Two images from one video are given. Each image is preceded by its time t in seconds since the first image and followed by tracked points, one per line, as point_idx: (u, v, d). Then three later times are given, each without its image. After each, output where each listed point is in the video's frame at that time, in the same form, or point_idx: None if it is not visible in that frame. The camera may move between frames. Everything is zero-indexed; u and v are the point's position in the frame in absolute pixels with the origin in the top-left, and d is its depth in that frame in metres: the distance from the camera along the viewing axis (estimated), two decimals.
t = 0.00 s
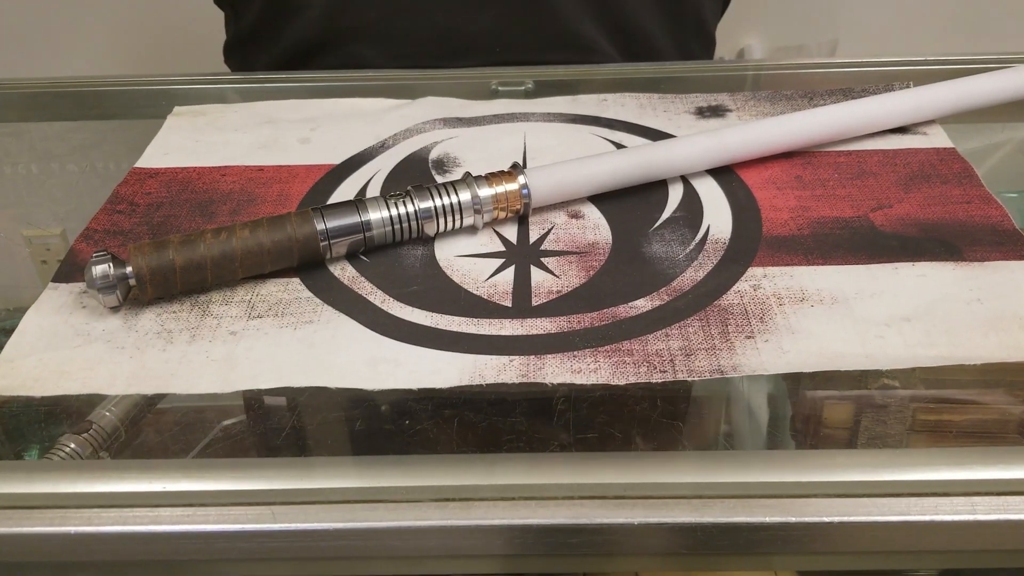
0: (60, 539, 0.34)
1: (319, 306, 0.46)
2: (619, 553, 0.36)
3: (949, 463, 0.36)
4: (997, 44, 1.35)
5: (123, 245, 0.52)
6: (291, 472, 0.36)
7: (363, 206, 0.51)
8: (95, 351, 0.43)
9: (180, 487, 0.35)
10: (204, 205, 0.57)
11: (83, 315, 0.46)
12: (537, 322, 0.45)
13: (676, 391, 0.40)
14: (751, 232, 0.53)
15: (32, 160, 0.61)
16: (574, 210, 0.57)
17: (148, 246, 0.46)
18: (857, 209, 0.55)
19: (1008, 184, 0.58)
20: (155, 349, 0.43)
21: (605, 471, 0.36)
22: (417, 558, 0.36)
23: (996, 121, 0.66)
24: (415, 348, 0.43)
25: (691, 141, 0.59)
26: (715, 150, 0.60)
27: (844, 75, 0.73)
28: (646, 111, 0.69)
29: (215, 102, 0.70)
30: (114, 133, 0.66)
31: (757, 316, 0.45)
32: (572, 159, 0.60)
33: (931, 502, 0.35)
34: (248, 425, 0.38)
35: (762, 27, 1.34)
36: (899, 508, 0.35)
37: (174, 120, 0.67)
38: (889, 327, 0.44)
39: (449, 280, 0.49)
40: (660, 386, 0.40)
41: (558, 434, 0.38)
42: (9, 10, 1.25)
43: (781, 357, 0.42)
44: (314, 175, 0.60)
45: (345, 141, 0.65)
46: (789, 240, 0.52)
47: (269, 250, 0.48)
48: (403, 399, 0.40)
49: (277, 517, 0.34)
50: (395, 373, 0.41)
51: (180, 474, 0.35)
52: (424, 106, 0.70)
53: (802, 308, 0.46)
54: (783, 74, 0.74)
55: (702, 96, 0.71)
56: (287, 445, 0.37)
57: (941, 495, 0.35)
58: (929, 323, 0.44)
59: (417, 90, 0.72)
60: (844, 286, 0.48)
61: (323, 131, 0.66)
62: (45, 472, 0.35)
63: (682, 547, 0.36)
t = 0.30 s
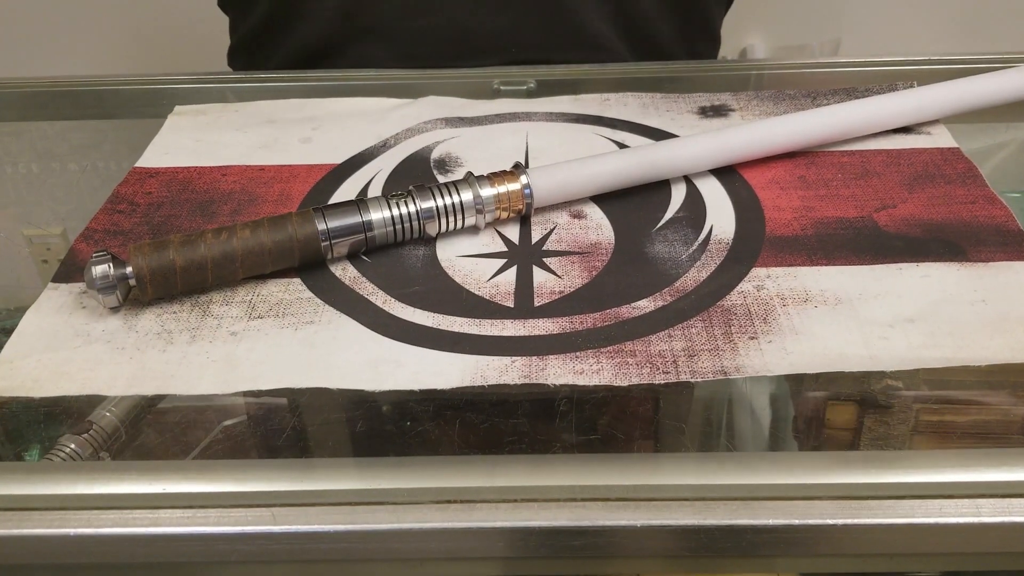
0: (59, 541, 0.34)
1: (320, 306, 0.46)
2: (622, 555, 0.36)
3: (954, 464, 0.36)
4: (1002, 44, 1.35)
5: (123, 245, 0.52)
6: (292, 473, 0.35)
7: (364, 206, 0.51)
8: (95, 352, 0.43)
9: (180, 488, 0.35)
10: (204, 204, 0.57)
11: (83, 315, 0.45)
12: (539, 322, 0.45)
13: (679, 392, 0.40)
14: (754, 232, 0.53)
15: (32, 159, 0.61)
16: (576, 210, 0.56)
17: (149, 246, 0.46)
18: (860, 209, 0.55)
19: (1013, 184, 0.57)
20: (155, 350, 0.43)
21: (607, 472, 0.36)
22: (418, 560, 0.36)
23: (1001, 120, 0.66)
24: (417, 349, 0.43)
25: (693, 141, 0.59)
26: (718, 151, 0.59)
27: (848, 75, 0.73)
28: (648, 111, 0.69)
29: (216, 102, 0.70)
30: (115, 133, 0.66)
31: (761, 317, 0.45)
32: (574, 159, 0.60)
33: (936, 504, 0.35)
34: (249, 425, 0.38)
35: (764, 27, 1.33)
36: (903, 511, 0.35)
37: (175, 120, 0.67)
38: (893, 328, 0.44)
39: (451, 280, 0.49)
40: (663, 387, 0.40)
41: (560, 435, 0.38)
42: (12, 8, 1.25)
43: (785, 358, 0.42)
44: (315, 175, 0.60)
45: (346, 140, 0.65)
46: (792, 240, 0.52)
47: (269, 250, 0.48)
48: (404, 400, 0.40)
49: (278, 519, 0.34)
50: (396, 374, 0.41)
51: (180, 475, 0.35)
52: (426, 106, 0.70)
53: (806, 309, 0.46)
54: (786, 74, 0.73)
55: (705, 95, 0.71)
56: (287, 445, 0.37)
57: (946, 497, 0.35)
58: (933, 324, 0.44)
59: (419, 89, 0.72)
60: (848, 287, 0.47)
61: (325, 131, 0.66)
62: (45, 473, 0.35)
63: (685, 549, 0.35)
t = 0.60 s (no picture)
0: (59, 541, 0.34)
1: (321, 307, 0.46)
2: (622, 556, 0.36)
3: (954, 466, 0.36)
4: (1002, 45, 1.35)
5: (123, 245, 0.52)
6: (292, 473, 0.35)
7: (365, 207, 0.51)
8: (96, 352, 0.43)
9: (180, 488, 0.35)
10: (205, 205, 0.57)
11: (84, 315, 0.45)
12: (540, 324, 0.45)
13: (679, 393, 0.40)
14: (754, 234, 0.53)
15: (33, 158, 0.61)
16: (577, 211, 0.56)
17: (150, 246, 0.46)
18: (860, 211, 0.55)
19: (1013, 186, 0.57)
20: (155, 350, 0.43)
21: (608, 474, 0.36)
22: (418, 561, 0.36)
23: (1001, 122, 0.66)
24: (417, 349, 0.43)
25: (694, 142, 0.59)
26: (719, 152, 0.59)
27: (848, 77, 0.73)
28: (649, 112, 0.69)
29: (217, 102, 0.70)
30: (116, 132, 0.66)
31: (761, 319, 0.45)
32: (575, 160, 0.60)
33: (936, 506, 0.35)
34: (250, 426, 0.38)
35: (765, 28, 1.33)
36: (902, 512, 0.35)
37: (176, 120, 0.67)
38: (893, 330, 0.44)
39: (451, 281, 0.49)
40: (663, 388, 0.40)
41: (560, 436, 0.38)
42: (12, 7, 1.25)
43: (785, 360, 0.42)
44: (316, 175, 0.60)
45: (347, 141, 0.65)
46: (792, 242, 0.52)
47: (270, 251, 0.48)
48: (405, 401, 0.40)
49: (279, 519, 0.34)
50: (397, 375, 0.41)
51: (181, 475, 0.35)
52: (427, 106, 0.70)
53: (806, 311, 0.46)
54: (787, 75, 0.73)
55: (705, 97, 0.71)
56: (288, 446, 0.37)
57: (945, 498, 0.35)
58: (933, 326, 0.44)
59: (420, 90, 0.72)
60: (848, 289, 0.47)
61: (326, 131, 0.66)
62: (45, 472, 0.35)
63: (685, 550, 0.35)
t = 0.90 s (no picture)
0: (60, 541, 0.34)
1: (322, 307, 0.46)
2: (623, 558, 0.36)
3: (956, 468, 0.36)
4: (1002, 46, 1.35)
5: (125, 246, 0.52)
6: (293, 474, 0.35)
7: (367, 207, 0.51)
8: (98, 351, 0.43)
9: (182, 488, 0.35)
10: (207, 205, 0.57)
11: (85, 315, 0.45)
12: (542, 324, 0.45)
13: (681, 395, 0.40)
14: (756, 235, 0.53)
15: (34, 157, 0.61)
16: (579, 212, 0.56)
17: (152, 246, 0.46)
18: (863, 213, 0.55)
19: (1015, 188, 0.57)
20: (157, 350, 0.43)
21: (610, 475, 0.36)
22: (420, 562, 0.36)
23: (1003, 124, 0.66)
24: (419, 350, 0.43)
25: (697, 143, 0.59)
26: (721, 153, 0.59)
27: (850, 78, 0.73)
28: (651, 113, 0.69)
29: (219, 103, 0.70)
30: (118, 132, 0.66)
31: (763, 320, 0.45)
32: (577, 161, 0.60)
33: (938, 507, 0.35)
34: (252, 426, 0.38)
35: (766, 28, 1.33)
36: (904, 514, 0.35)
37: (178, 120, 0.67)
38: (896, 332, 0.44)
39: (453, 282, 0.49)
40: (664, 389, 0.40)
41: (562, 437, 0.38)
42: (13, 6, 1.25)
43: (787, 361, 0.42)
44: (318, 176, 0.60)
45: (349, 141, 0.65)
46: (794, 243, 0.52)
47: (272, 250, 0.48)
48: (406, 402, 0.40)
49: (280, 520, 0.34)
50: (399, 376, 0.41)
51: (182, 476, 0.35)
52: (429, 107, 0.70)
53: (808, 312, 0.46)
54: (789, 77, 0.73)
55: (707, 97, 0.71)
56: (290, 446, 0.37)
57: (947, 501, 0.35)
58: (935, 328, 0.44)
59: (422, 90, 0.72)
60: (850, 290, 0.47)
61: (328, 131, 0.66)
62: (47, 472, 0.35)
63: (687, 552, 0.35)
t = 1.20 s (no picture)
0: (59, 543, 0.33)
1: (323, 308, 0.46)
2: (624, 561, 0.36)
3: (959, 471, 0.35)
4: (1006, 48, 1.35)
5: (126, 247, 0.52)
6: (293, 475, 0.35)
7: (368, 208, 0.51)
8: (99, 353, 0.43)
9: (182, 490, 0.35)
10: (208, 206, 0.57)
11: (86, 316, 0.45)
12: (543, 326, 0.45)
13: (683, 397, 0.40)
14: (759, 237, 0.53)
15: (36, 158, 0.61)
16: (581, 214, 0.56)
17: (153, 247, 0.46)
18: (866, 214, 0.55)
19: (1020, 188, 0.57)
20: (157, 352, 0.43)
21: (611, 477, 0.35)
22: (421, 564, 0.36)
23: (1008, 125, 0.65)
24: (420, 352, 0.43)
25: (699, 144, 0.59)
26: (724, 154, 0.59)
27: (855, 78, 0.73)
28: (654, 114, 0.69)
29: (222, 103, 0.70)
30: (120, 133, 0.66)
31: (765, 322, 0.45)
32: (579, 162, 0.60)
33: (941, 511, 0.35)
34: (252, 427, 0.38)
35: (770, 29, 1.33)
36: (907, 518, 0.34)
37: (180, 120, 0.67)
38: (899, 334, 0.44)
39: (454, 283, 0.49)
40: (666, 392, 0.40)
41: (563, 439, 0.37)
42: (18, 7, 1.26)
43: (790, 363, 0.42)
44: (320, 177, 0.60)
45: (351, 142, 0.65)
46: (797, 245, 0.52)
47: (273, 252, 0.48)
48: (407, 404, 0.40)
49: (280, 523, 0.34)
50: (400, 378, 0.41)
51: (182, 478, 0.35)
52: (431, 108, 0.69)
53: (811, 314, 0.45)
54: (793, 77, 0.73)
55: (710, 98, 0.71)
56: (290, 448, 0.37)
57: (951, 504, 0.35)
58: (939, 330, 0.44)
59: (424, 91, 0.72)
60: (853, 292, 0.47)
61: (330, 132, 0.66)
62: (47, 473, 0.35)
63: (689, 555, 0.35)
